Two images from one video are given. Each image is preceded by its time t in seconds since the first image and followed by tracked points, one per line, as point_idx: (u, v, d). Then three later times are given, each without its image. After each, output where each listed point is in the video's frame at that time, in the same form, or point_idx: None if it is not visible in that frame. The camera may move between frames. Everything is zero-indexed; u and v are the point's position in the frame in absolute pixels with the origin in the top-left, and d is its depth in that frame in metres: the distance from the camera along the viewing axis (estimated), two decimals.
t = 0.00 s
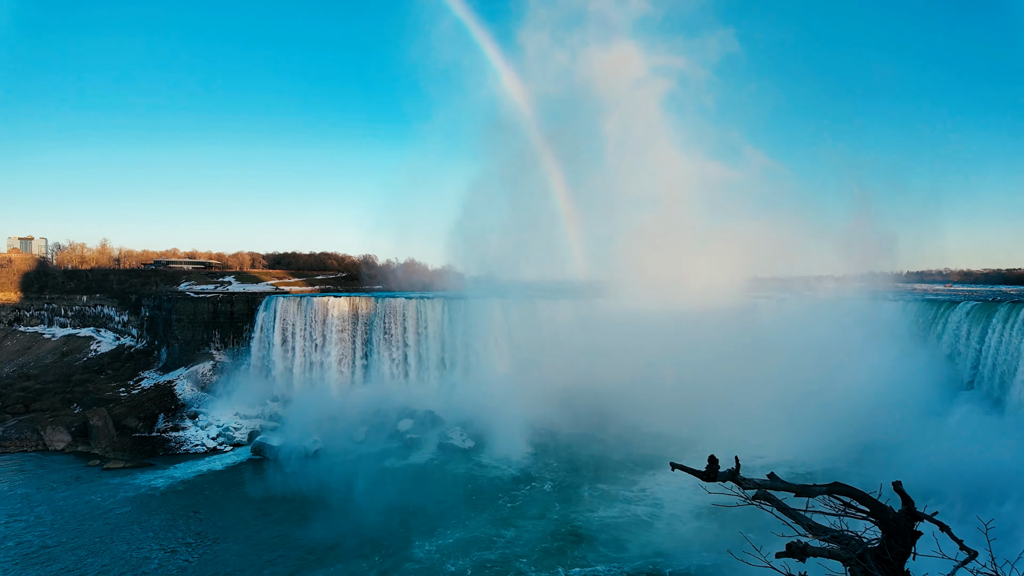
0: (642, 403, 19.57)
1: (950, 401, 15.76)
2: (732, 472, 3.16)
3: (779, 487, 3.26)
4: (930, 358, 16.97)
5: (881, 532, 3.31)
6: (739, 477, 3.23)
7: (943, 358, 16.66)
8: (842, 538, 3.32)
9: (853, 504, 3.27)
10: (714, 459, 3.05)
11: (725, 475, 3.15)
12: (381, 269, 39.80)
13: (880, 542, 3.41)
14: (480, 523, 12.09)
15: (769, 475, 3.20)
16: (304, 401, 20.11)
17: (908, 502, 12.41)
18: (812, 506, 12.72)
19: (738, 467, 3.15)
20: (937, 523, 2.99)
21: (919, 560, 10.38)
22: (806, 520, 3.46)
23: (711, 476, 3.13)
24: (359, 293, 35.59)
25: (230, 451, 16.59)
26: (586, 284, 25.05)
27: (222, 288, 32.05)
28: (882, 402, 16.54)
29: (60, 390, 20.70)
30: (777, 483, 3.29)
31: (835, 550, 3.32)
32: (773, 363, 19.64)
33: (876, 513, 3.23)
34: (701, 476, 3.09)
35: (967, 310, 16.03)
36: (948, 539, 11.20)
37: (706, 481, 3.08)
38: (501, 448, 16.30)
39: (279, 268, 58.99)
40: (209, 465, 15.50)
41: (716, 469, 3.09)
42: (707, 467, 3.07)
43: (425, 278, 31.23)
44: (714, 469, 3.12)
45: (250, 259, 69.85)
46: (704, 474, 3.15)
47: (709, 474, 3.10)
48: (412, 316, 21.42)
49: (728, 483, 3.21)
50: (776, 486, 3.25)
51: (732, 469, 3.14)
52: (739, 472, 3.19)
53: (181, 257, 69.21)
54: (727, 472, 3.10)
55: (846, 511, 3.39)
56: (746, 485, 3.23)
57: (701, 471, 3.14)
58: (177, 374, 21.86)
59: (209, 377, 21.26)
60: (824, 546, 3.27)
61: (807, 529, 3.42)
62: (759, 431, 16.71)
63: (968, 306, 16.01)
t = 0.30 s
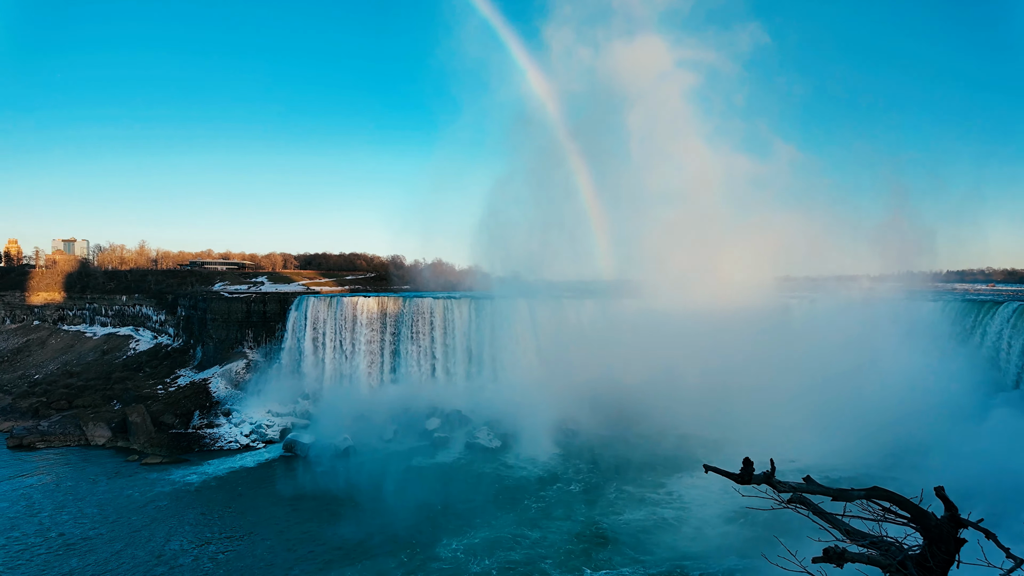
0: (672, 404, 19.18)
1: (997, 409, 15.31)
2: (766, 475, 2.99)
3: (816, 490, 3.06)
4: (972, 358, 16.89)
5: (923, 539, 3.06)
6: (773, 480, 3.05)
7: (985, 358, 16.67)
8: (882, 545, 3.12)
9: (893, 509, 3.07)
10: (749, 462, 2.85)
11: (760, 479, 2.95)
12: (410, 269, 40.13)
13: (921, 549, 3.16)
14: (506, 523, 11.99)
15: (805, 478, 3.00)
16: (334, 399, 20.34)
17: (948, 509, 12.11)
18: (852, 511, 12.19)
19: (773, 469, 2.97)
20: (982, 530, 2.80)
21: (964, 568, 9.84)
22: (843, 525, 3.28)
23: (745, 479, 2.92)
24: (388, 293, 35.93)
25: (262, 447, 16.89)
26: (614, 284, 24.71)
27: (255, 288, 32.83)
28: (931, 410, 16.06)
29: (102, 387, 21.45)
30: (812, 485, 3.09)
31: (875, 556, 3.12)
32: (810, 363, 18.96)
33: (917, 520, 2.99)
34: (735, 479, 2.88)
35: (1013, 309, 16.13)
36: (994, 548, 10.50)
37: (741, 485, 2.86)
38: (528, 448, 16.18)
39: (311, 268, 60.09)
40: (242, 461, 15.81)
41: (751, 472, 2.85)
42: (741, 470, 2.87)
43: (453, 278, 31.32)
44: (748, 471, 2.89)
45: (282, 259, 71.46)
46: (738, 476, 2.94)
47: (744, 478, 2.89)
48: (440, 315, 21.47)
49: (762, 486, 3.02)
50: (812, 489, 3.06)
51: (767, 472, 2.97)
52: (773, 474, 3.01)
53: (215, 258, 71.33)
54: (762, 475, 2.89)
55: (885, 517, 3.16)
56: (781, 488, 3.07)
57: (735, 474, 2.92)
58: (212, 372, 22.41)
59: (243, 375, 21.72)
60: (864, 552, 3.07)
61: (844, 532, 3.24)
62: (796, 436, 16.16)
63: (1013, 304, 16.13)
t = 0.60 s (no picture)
0: (697, 406, 18.81)
1: None
2: (795, 478, 2.99)
3: (847, 495, 3.04)
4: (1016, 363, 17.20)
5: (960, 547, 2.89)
6: (802, 483, 3.04)
7: None
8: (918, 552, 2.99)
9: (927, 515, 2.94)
10: (778, 465, 2.82)
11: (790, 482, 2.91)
12: (434, 269, 40.36)
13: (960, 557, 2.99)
14: (529, 523, 11.89)
15: (835, 482, 2.99)
16: (360, 398, 20.52)
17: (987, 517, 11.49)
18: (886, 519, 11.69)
19: (802, 473, 2.95)
20: None
21: None
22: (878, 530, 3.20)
23: (774, 483, 2.91)
24: (412, 293, 36.16)
25: (290, 445, 17.13)
26: (640, 284, 24.36)
27: (284, 288, 33.84)
28: (970, 418, 15.82)
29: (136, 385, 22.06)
30: (843, 489, 3.06)
31: (909, 563, 2.99)
32: (844, 365, 18.37)
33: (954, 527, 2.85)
34: (763, 482, 2.86)
35: None
36: None
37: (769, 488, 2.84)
38: (551, 449, 16.04)
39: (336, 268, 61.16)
40: (270, 458, 16.06)
41: (779, 475, 2.82)
42: (769, 474, 2.84)
43: (477, 278, 31.33)
44: (777, 475, 2.86)
45: (309, 259, 72.94)
46: (766, 480, 2.92)
47: (772, 481, 2.87)
48: (464, 315, 21.50)
49: (791, 490, 3.03)
50: (842, 493, 3.02)
51: (795, 475, 2.95)
52: (803, 478, 2.99)
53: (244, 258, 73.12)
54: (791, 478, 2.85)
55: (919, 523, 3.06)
56: (811, 492, 3.03)
57: (763, 477, 2.90)
58: (242, 371, 22.86)
59: (271, 374, 22.10)
60: (896, 557, 2.99)
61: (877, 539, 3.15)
62: (830, 439, 15.63)
63: None
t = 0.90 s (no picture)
0: (717, 406, 18.48)
1: None
2: (813, 484, 2.73)
3: (866, 501, 2.77)
4: None
5: (985, 555, 2.70)
6: (820, 489, 2.79)
7: None
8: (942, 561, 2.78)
9: (951, 523, 2.72)
10: (795, 470, 2.57)
11: (806, 488, 2.68)
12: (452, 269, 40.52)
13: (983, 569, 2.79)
14: (546, 524, 11.78)
15: (855, 487, 2.73)
16: (378, 397, 20.62)
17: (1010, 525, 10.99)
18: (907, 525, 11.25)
19: (820, 478, 2.71)
20: None
21: None
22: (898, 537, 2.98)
23: (791, 488, 2.67)
24: (430, 292, 36.33)
25: (309, 444, 17.26)
26: (658, 284, 24.05)
27: (304, 288, 34.32)
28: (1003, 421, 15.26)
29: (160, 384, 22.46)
30: (862, 496, 2.82)
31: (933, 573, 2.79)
32: (869, 367, 17.92)
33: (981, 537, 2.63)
34: (779, 488, 2.63)
35: None
36: None
37: (785, 493, 2.62)
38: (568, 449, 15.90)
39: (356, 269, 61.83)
40: (290, 456, 16.19)
41: (797, 480, 2.59)
42: (786, 479, 2.60)
43: (495, 278, 31.32)
44: (794, 481, 2.63)
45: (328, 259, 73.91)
46: (783, 484, 2.68)
47: (789, 487, 2.64)
48: (481, 315, 21.46)
49: (809, 496, 2.78)
50: (863, 501, 2.76)
51: (813, 481, 2.71)
52: (822, 484, 2.75)
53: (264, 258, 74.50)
54: (809, 483, 2.63)
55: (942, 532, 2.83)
56: (829, 498, 2.78)
57: (779, 483, 2.67)
58: (262, 370, 23.14)
59: (291, 373, 22.32)
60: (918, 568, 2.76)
61: (896, 547, 2.91)
62: (856, 442, 15.19)
63: None
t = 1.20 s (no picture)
0: (730, 407, 18.28)
1: None
2: (818, 490, 2.75)
3: (872, 508, 2.77)
4: None
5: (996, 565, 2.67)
6: (825, 495, 2.81)
7: None
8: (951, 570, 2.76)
9: (959, 531, 2.70)
10: (798, 478, 2.59)
11: (811, 493, 2.69)
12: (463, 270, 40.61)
13: None
14: (555, 524, 11.72)
15: (861, 494, 2.74)
16: (388, 397, 20.65)
17: None
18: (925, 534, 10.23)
19: (825, 484, 2.72)
20: None
21: None
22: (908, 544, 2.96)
23: (795, 494, 2.67)
24: (440, 292, 36.41)
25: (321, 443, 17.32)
26: (670, 283, 23.86)
27: (316, 288, 34.70)
28: None
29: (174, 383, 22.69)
30: (869, 503, 2.81)
31: None
32: (886, 368, 17.61)
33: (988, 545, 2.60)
34: (784, 494, 2.64)
35: None
36: None
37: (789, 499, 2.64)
38: (578, 450, 15.82)
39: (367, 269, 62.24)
40: (302, 456, 16.26)
41: (801, 487, 2.61)
42: (790, 486, 2.61)
43: (505, 279, 31.29)
44: (799, 488, 2.63)
45: (339, 259, 74.48)
46: (787, 491, 2.70)
47: (794, 493, 2.65)
48: (492, 315, 21.42)
49: (814, 502, 2.79)
50: (868, 507, 2.79)
51: (817, 487, 2.72)
52: (827, 490, 2.75)
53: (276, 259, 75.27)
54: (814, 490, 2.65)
55: (951, 539, 2.81)
56: (835, 504, 2.78)
57: (784, 489, 2.67)
58: (275, 370, 23.29)
59: (303, 373, 22.42)
60: None
61: (904, 553, 2.87)
62: (872, 444, 14.92)
63: None
